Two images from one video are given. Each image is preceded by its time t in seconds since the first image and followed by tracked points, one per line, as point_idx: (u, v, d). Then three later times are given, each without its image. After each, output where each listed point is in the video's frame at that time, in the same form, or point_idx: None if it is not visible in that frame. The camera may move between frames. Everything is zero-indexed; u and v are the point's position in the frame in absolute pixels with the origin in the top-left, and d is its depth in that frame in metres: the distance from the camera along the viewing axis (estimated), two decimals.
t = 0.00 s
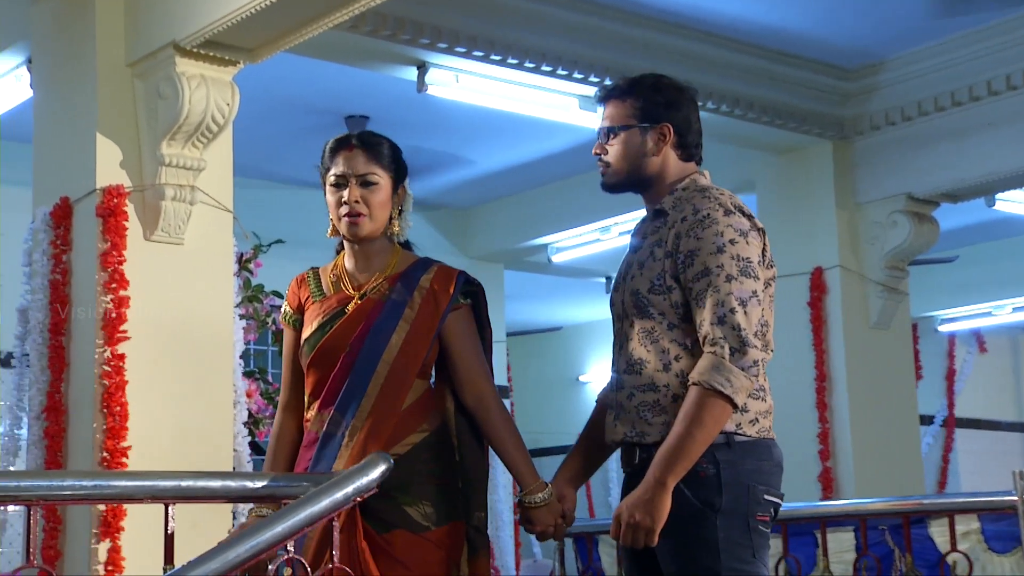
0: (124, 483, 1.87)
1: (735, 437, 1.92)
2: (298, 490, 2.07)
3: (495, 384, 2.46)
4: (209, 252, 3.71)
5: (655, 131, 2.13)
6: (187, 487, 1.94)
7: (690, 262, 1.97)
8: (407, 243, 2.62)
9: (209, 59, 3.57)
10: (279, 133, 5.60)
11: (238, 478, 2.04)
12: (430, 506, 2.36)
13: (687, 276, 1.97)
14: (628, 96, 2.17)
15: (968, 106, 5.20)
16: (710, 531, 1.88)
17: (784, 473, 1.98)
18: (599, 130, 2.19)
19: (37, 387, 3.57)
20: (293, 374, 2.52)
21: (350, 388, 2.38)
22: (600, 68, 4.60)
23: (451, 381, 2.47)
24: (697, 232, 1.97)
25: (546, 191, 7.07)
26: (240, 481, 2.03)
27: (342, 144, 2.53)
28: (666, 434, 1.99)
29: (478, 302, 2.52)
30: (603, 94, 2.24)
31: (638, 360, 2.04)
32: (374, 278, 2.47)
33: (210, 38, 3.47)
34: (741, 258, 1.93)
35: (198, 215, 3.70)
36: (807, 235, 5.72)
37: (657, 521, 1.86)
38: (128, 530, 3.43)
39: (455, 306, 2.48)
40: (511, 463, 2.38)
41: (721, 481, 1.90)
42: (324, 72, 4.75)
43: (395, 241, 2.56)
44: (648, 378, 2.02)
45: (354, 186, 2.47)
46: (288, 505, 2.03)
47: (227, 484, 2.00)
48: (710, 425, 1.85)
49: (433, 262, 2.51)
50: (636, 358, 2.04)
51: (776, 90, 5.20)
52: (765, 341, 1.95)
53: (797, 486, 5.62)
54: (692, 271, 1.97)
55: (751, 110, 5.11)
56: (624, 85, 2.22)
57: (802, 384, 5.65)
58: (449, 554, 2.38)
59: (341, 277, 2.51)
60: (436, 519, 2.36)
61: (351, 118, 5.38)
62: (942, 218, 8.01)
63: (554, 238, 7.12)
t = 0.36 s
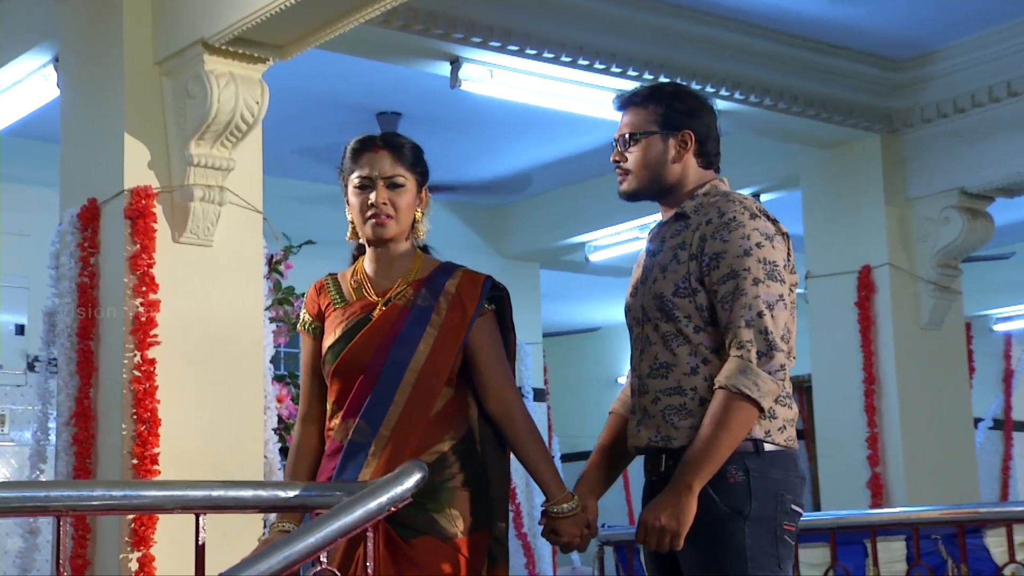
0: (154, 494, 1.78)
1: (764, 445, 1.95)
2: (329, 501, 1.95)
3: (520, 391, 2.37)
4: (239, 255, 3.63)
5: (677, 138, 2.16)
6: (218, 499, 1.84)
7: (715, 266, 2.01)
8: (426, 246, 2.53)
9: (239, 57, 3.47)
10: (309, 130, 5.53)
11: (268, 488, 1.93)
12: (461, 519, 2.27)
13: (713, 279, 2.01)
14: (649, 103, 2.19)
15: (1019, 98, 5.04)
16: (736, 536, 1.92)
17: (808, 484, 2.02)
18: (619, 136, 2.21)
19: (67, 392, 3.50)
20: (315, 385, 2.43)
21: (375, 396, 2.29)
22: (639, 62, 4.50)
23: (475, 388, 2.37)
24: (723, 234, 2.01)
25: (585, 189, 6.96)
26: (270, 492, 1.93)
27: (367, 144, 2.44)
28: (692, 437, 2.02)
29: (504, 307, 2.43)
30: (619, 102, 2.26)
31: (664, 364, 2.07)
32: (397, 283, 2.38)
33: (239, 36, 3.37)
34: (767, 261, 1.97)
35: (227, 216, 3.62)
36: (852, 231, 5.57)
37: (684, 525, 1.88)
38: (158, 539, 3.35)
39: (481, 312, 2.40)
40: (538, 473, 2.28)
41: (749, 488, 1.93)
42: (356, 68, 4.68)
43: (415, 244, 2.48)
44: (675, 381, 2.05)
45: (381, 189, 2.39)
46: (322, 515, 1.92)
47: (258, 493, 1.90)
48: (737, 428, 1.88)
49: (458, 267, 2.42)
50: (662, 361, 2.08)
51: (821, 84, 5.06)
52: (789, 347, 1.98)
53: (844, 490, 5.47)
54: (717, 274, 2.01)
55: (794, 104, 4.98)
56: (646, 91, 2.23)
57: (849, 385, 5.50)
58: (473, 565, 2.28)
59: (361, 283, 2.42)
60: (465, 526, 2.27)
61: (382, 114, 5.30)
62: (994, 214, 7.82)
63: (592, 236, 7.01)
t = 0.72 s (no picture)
0: (176, 505, 1.57)
1: (789, 454, 1.92)
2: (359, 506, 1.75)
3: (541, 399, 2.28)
4: (259, 257, 3.55)
5: (697, 147, 2.15)
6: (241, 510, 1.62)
7: (744, 275, 1.97)
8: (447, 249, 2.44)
9: (259, 54, 3.39)
10: (332, 128, 5.46)
11: (290, 496, 1.72)
12: (489, 528, 2.17)
13: (742, 288, 1.97)
14: (671, 112, 2.19)
15: None
16: (749, 541, 1.88)
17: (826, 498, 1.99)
18: (635, 144, 2.20)
19: (86, 399, 3.43)
20: (332, 394, 2.33)
21: (401, 406, 2.20)
22: (670, 57, 4.38)
23: (494, 394, 2.27)
24: (750, 243, 1.96)
25: (617, 188, 6.85)
26: (291, 500, 1.71)
27: (385, 146, 2.34)
28: (719, 449, 1.97)
29: (528, 312, 2.34)
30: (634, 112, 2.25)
31: (687, 375, 2.02)
32: (419, 290, 2.29)
33: (260, 33, 3.28)
34: (797, 270, 1.94)
35: (247, 217, 3.54)
36: (891, 230, 5.44)
37: (723, 534, 1.84)
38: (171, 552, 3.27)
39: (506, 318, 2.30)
40: (556, 483, 2.22)
41: (770, 495, 1.89)
42: (380, 63, 4.60)
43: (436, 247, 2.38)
44: (699, 394, 2.00)
45: (401, 191, 2.30)
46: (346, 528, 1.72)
47: (282, 505, 1.69)
48: (773, 435, 1.85)
49: (480, 271, 2.33)
50: (685, 373, 2.03)
51: (860, 77, 4.92)
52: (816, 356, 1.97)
53: (881, 496, 5.32)
54: (746, 283, 1.96)
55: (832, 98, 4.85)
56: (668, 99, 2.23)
57: (888, 388, 5.35)
58: None
59: (381, 289, 2.32)
60: (492, 536, 2.17)
61: (407, 111, 5.22)
62: None
63: (621, 236, 6.90)
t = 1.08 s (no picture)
0: (191, 517, 1.56)
1: (814, 464, 1.88)
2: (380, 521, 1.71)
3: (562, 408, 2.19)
4: (278, 260, 3.46)
5: (720, 149, 2.15)
6: (260, 522, 1.61)
7: (768, 282, 1.93)
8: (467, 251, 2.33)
9: (277, 51, 3.29)
10: (352, 125, 5.37)
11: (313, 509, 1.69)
12: (514, 542, 2.07)
13: (766, 296, 1.93)
14: (693, 113, 2.18)
15: None
16: (774, 556, 1.84)
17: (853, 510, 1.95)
18: (655, 147, 2.19)
19: (101, 406, 3.35)
20: (349, 403, 2.23)
21: (421, 414, 2.09)
22: (700, 51, 4.27)
23: (516, 402, 2.17)
24: (775, 249, 1.92)
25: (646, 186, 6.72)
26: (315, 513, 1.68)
27: (406, 141, 2.24)
28: (745, 459, 1.93)
29: (552, 318, 2.23)
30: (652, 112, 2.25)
31: (709, 386, 1.99)
32: (439, 295, 2.18)
33: (277, 29, 3.19)
34: (823, 277, 1.90)
35: (265, 218, 3.45)
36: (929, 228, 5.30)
37: (750, 549, 1.80)
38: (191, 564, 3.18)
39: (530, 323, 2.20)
40: (574, 493, 2.13)
41: (795, 508, 1.85)
42: (402, 59, 4.51)
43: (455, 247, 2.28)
44: (722, 404, 1.97)
45: (422, 189, 2.20)
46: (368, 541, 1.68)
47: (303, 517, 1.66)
48: (800, 446, 1.81)
49: (502, 274, 2.23)
50: (707, 383, 2.00)
51: (896, 71, 4.78)
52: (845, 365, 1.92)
53: (917, 502, 5.18)
54: (771, 291, 1.93)
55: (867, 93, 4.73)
56: (689, 98, 2.23)
57: (927, 391, 5.19)
58: None
59: (400, 293, 2.22)
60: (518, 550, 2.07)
61: (427, 108, 5.13)
62: None
63: (649, 234, 6.79)
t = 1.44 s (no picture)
0: (202, 528, 1.49)
1: (828, 474, 1.83)
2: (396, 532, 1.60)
3: (579, 412, 2.10)
4: (291, 261, 3.38)
5: (744, 146, 2.06)
6: (272, 532, 1.53)
7: (785, 287, 1.88)
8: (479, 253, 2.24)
9: (288, 47, 3.20)
10: (366, 121, 5.29)
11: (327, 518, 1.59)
12: (530, 552, 1.98)
13: (783, 301, 1.88)
14: (717, 107, 2.09)
15: None
16: (789, 569, 1.80)
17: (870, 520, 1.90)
18: (676, 141, 2.09)
19: (110, 410, 3.29)
20: (358, 405, 2.14)
21: (435, 419, 2.00)
22: (724, 44, 4.17)
23: (531, 407, 2.08)
24: (793, 253, 1.86)
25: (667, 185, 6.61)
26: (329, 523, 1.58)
27: (422, 134, 2.16)
28: (758, 469, 1.88)
29: (569, 320, 2.14)
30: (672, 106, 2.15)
31: (721, 392, 1.94)
32: (454, 295, 2.09)
33: (288, 25, 3.10)
34: (843, 282, 1.84)
35: (277, 218, 3.36)
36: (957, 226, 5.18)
37: (764, 564, 1.75)
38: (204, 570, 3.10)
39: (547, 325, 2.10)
40: (592, 502, 2.04)
41: (811, 519, 1.81)
42: (417, 53, 4.43)
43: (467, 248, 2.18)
44: (734, 412, 1.92)
45: (436, 185, 2.11)
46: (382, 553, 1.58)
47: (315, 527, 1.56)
48: (817, 457, 1.77)
49: (518, 273, 2.14)
50: (718, 390, 1.95)
51: (925, 64, 4.66)
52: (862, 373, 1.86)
53: (945, 506, 5.06)
54: (788, 296, 1.87)
55: (898, 86, 4.61)
56: (711, 92, 2.14)
57: (957, 392, 5.06)
58: None
59: (413, 293, 2.13)
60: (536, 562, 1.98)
61: (443, 103, 5.05)
62: None
63: (670, 233, 6.69)
